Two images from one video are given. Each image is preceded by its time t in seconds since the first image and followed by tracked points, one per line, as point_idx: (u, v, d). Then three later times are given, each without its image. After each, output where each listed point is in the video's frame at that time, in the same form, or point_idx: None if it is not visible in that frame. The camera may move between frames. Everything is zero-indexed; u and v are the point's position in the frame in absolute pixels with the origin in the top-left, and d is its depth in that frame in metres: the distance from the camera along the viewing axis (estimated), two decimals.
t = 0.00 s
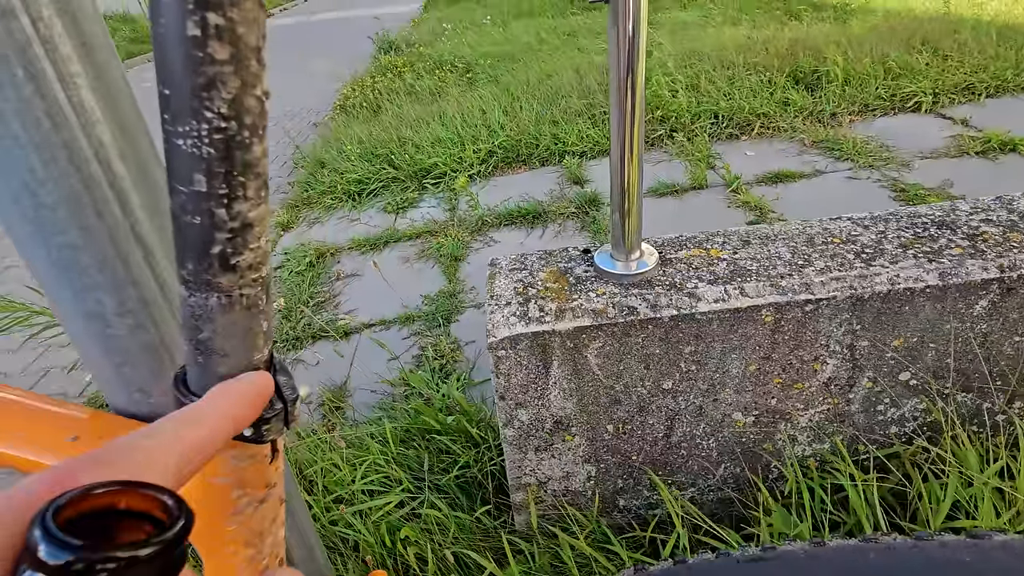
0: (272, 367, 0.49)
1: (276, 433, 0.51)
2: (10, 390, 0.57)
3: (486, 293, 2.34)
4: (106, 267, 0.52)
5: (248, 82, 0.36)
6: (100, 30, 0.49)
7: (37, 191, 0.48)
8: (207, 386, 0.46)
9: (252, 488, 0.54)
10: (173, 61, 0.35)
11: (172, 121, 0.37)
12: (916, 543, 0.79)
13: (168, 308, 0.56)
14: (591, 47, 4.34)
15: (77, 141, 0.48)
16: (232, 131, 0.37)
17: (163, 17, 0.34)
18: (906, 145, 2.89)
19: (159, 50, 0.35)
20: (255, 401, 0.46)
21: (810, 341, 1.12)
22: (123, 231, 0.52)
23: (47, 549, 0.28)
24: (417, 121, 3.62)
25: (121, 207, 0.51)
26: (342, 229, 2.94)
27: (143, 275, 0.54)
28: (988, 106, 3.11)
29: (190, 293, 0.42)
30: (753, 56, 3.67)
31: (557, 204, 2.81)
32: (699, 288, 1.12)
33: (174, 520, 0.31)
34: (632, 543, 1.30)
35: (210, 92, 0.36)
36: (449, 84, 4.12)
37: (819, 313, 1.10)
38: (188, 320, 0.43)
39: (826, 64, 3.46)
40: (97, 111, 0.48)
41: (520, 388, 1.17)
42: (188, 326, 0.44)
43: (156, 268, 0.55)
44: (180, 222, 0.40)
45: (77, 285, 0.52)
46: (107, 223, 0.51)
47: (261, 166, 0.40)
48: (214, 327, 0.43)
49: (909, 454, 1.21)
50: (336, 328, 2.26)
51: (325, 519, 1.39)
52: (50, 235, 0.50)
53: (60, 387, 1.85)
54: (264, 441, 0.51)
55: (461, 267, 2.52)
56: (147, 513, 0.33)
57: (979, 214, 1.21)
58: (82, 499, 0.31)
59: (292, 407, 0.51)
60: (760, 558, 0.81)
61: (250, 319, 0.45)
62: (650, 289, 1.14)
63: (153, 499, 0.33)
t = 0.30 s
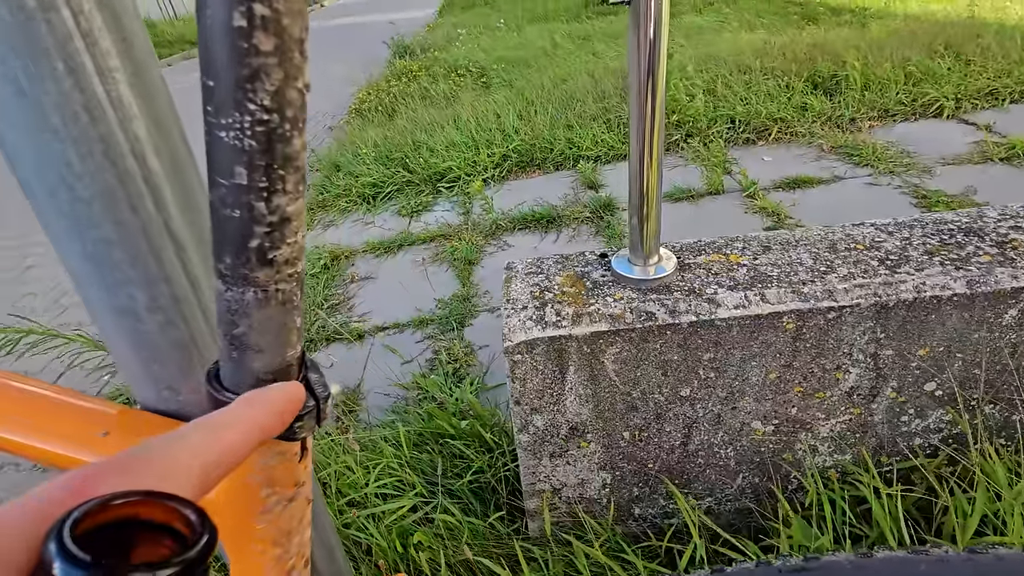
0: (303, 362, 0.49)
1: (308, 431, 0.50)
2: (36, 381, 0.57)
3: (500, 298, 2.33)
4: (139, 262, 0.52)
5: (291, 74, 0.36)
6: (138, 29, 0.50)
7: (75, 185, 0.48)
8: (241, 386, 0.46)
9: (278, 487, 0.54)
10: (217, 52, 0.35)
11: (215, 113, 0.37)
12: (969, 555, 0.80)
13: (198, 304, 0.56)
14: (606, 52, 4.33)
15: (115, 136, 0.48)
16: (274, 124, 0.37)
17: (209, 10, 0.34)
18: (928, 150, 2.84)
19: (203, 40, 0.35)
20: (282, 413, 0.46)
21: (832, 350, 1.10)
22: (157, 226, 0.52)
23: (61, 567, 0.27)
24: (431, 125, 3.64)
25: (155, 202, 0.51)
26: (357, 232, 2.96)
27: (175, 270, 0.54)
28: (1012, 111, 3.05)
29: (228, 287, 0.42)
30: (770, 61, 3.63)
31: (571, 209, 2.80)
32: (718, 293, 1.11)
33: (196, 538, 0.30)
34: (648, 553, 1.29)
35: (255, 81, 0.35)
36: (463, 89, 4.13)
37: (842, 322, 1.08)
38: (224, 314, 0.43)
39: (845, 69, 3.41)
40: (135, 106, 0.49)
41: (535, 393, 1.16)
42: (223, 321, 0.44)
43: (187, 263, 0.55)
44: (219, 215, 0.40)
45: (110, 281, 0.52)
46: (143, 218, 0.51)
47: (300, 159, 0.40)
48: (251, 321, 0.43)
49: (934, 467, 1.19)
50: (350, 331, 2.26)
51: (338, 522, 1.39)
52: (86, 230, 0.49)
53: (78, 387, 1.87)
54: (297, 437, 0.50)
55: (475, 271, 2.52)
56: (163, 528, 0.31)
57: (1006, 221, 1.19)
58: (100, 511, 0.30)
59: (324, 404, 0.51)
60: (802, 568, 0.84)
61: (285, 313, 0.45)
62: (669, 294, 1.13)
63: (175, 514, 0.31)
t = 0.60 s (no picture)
0: (333, 376, 0.49)
1: (337, 444, 0.50)
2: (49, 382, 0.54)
3: (511, 301, 2.33)
4: (166, 274, 0.49)
5: (330, 88, 0.36)
6: (167, 32, 0.46)
7: (104, 197, 0.45)
8: (269, 393, 0.46)
9: (305, 498, 0.53)
10: (257, 66, 0.34)
11: (252, 127, 0.36)
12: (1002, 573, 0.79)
13: (226, 314, 0.53)
14: (617, 56, 4.33)
15: (145, 146, 0.45)
16: (312, 139, 0.37)
17: (250, 22, 0.34)
18: (943, 155, 2.82)
19: (243, 53, 0.35)
20: (301, 417, 0.44)
21: (850, 358, 1.09)
22: (187, 238, 0.49)
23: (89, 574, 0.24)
24: (442, 128, 3.65)
25: (184, 213, 0.48)
26: (368, 234, 2.97)
27: (203, 282, 0.51)
28: None
29: (262, 301, 0.42)
30: (783, 65, 3.61)
31: (582, 212, 2.79)
32: (735, 299, 1.10)
33: (222, 550, 0.29)
34: (661, 560, 1.27)
35: (295, 97, 0.35)
36: (474, 92, 4.14)
37: (861, 329, 1.06)
38: (256, 327, 0.43)
39: (859, 73, 3.39)
40: (165, 117, 0.46)
41: (548, 398, 1.16)
42: (256, 333, 0.44)
43: (215, 275, 0.52)
44: (255, 229, 0.39)
45: (137, 293, 0.49)
46: (172, 229, 0.48)
47: (335, 173, 0.40)
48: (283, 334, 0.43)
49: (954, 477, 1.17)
50: (361, 333, 2.27)
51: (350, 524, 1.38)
52: (116, 241, 0.47)
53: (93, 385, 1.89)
54: (325, 450, 0.50)
55: (486, 274, 2.52)
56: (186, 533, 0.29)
57: None
58: (127, 519, 0.28)
59: (353, 416, 0.51)
60: None
61: (315, 326, 0.44)
62: (685, 300, 1.12)
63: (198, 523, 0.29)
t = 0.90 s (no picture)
0: (355, 383, 0.49)
1: (360, 451, 0.50)
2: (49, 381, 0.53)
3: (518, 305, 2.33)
4: (187, 277, 0.49)
5: (360, 90, 0.35)
6: (190, 37, 0.46)
7: (127, 200, 0.45)
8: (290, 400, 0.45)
9: (326, 507, 0.53)
10: (288, 69, 0.34)
11: (281, 129, 0.36)
12: None
13: (244, 318, 0.53)
14: (624, 60, 4.33)
15: (167, 149, 0.45)
16: (340, 141, 0.36)
17: (281, 24, 0.33)
18: (953, 160, 2.80)
19: (274, 56, 0.34)
20: (310, 427, 0.43)
21: (863, 364, 1.08)
22: (207, 240, 0.49)
23: None
24: (449, 132, 3.66)
25: (205, 215, 0.48)
26: (375, 237, 2.97)
27: (223, 286, 0.51)
28: None
29: (287, 306, 0.41)
30: (790, 69, 3.60)
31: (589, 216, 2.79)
32: (747, 305, 1.09)
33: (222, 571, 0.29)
34: (671, 567, 1.26)
35: (324, 99, 0.35)
36: (481, 96, 4.15)
37: (874, 335, 1.05)
38: (280, 332, 0.43)
39: (867, 78, 3.37)
40: (187, 119, 0.45)
41: (558, 403, 1.15)
42: (279, 339, 0.43)
43: (234, 278, 0.52)
44: (282, 233, 0.39)
45: (157, 295, 0.49)
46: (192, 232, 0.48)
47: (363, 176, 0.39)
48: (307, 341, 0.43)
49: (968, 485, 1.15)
50: (368, 336, 2.27)
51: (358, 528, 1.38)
52: (137, 244, 0.47)
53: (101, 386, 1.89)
54: (349, 458, 0.50)
55: (493, 277, 2.51)
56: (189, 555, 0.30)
57: None
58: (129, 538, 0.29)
59: (376, 424, 0.50)
60: None
61: (339, 332, 0.44)
62: (696, 305, 1.11)
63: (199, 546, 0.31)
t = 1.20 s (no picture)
0: (377, 393, 0.49)
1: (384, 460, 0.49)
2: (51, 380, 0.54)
3: (522, 308, 2.33)
4: (210, 287, 0.49)
5: (392, 110, 0.36)
6: (214, 50, 0.47)
7: (155, 212, 0.45)
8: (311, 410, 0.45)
9: (347, 515, 0.53)
10: (323, 90, 0.35)
11: (314, 148, 0.37)
12: None
13: (265, 326, 0.53)
14: (626, 64, 4.34)
15: (195, 162, 0.45)
16: (372, 159, 0.37)
17: (317, 48, 0.34)
18: (957, 164, 2.81)
19: (309, 77, 0.35)
20: (303, 432, 0.44)
21: (868, 369, 1.08)
22: (230, 251, 0.49)
23: None
24: (452, 135, 3.66)
25: (229, 227, 0.49)
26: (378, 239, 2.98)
27: (245, 295, 0.51)
28: None
29: (314, 318, 0.42)
30: (793, 73, 3.61)
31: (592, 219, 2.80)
32: (752, 311, 1.09)
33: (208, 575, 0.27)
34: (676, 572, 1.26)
35: (358, 121, 0.35)
36: (484, 99, 4.16)
37: (879, 341, 1.06)
38: (308, 344, 0.43)
39: (869, 82, 3.38)
40: (213, 133, 0.46)
41: (563, 408, 1.16)
42: (305, 351, 0.44)
43: (257, 287, 0.52)
44: (312, 248, 0.40)
45: (180, 306, 0.49)
46: (217, 244, 0.48)
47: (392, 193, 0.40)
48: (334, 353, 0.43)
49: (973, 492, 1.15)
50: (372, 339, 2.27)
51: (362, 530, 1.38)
52: (163, 256, 0.47)
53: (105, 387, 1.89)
54: (372, 468, 0.49)
55: (496, 280, 2.52)
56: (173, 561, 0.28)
57: None
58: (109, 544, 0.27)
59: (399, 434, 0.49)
60: None
61: (363, 344, 0.44)
62: (702, 311, 1.12)
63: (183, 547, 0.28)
